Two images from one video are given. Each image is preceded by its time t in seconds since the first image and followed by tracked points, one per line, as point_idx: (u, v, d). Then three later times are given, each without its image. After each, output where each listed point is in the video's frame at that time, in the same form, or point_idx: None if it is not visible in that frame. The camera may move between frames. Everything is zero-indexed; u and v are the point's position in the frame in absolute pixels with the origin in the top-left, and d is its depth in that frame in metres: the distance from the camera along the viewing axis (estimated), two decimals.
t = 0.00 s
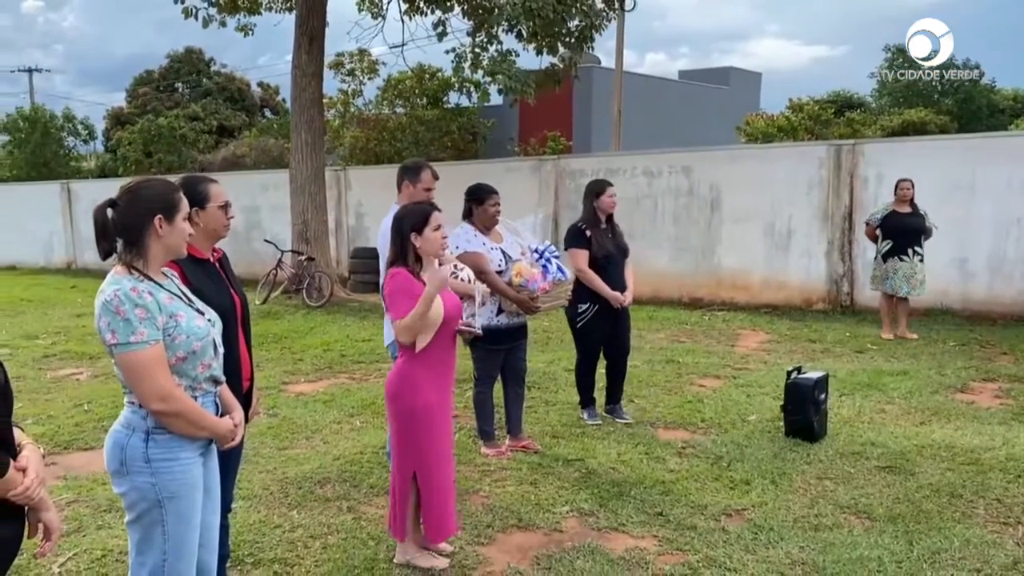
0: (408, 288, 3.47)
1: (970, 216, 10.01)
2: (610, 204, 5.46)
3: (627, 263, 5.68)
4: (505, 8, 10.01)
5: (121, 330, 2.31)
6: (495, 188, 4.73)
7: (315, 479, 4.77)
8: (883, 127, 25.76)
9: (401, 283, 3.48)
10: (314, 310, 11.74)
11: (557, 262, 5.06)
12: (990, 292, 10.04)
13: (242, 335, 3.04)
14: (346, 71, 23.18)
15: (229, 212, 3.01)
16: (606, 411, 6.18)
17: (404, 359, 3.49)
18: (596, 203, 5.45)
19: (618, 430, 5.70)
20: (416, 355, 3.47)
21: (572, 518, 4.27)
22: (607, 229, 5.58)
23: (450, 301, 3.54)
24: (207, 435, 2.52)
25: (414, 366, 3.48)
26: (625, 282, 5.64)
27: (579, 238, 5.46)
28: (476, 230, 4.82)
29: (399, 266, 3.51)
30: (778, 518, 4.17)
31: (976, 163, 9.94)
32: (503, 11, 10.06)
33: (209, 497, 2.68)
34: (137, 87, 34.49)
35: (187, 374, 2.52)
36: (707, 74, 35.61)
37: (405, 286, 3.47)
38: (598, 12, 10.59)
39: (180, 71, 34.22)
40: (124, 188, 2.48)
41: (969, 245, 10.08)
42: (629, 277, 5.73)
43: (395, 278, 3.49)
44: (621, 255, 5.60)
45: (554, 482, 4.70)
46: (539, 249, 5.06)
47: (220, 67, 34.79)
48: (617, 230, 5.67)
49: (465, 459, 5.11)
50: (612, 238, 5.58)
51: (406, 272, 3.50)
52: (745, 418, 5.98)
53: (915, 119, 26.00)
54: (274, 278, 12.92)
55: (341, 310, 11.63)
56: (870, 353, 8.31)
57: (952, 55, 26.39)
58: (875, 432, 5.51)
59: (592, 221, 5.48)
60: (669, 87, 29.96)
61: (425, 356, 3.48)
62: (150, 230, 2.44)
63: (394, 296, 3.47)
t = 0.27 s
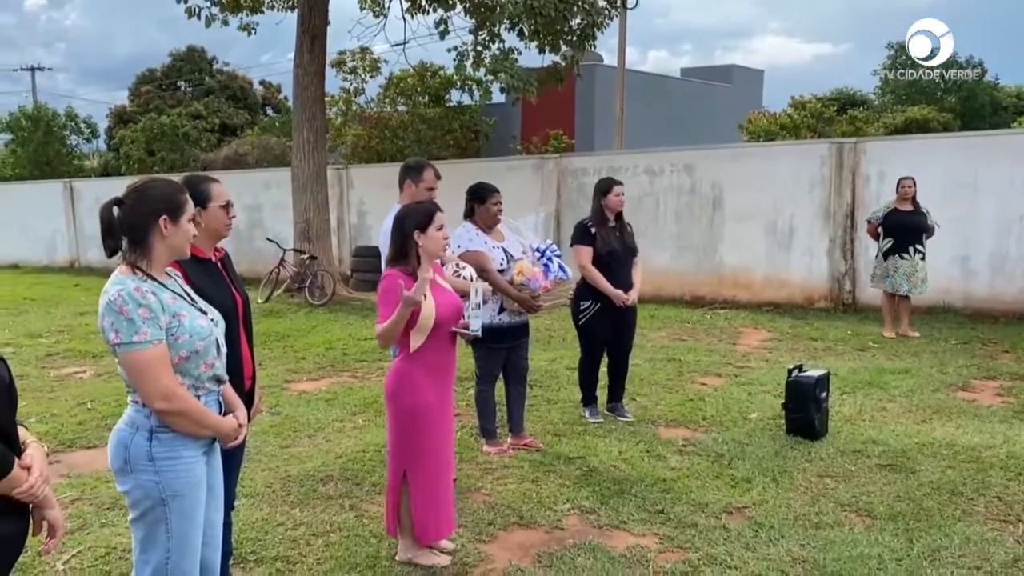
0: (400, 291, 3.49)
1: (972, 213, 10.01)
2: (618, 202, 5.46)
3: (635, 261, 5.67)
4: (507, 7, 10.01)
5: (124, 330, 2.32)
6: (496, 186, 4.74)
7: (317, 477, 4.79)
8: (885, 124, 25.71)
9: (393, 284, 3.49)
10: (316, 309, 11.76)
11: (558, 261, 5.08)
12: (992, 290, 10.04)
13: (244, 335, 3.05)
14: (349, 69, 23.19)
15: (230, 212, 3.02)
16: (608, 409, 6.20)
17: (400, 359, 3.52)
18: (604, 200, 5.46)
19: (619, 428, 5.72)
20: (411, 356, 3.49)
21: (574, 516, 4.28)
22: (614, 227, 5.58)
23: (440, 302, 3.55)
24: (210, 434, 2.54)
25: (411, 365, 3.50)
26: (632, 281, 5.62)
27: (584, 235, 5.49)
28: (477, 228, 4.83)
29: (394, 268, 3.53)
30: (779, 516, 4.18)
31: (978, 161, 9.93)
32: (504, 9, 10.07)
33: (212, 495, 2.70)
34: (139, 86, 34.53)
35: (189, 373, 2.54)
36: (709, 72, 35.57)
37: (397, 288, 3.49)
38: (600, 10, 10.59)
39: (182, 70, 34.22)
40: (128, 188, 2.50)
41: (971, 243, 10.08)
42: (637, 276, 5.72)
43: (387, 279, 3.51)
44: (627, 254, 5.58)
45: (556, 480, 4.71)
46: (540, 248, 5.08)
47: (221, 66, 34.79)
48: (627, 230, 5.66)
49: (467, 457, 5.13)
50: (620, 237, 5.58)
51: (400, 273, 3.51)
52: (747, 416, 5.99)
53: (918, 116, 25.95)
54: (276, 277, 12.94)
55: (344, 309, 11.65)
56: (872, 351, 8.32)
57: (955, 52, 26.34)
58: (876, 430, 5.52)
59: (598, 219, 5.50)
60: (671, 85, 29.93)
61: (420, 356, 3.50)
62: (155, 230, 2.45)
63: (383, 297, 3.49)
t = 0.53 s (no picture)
0: (397, 294, 3.46)
1: (972, 211, 10.01)
2: (628, 201, 5.44)
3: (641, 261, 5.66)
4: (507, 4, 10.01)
5: (127, 328, 2.33)
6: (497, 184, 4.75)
7: (318, 475, 4.80)
8: (886, 122, 25.68)
9: (394, 285, 3.47)
10: (317, 306, 11.77)
11: (558, 259, 5.10)
12: (992, 287, 10.05)
13: (245, 333, 3.06)
14: (349, 67, 23.18)
15: (232, 210, 3.03)
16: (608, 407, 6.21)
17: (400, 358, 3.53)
18: (614, 199, 5.46)
19: (620, 426, 5.73)
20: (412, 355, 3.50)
21: (574, 513, 4.29)
22: (622, 226, 5.57)
23: (439, 302, 3.58)
24: (210, 433, 2.55)
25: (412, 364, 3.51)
26: (636, 280, 5.61)
27: (590, 232, 5.51)
28: (478, 226, 4.84)
29: (394, 270, 3.49)
30: (779, 513, 4.19)
31: (978, 159, 9.94)
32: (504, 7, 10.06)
33: (213, 493, 2.71)
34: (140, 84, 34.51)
35: (190, 372, 2.55)
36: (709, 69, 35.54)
37: (399, 290, 3.47)
38: (600, 8, 10.59)
39: (183, 67, 34.19)
40: (131, 187, 2.50)
41: (971, 240, 10.09)
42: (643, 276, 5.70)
43: (386, 280, 3.48)
44: (633, 253, 5.57)
45: (556, 478, 4.72)
46: (540, 246, 5.09)
47: (221, 64, 34.78)
48: (636, 230, 5.65)
49: (468, 454, 5.14)
50: (628, 236, 5.57)
51: (401, 274, 3.49)
52: (747, 414, 6.00)
53: (919, 113, 25.92)
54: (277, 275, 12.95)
55: (344, 307, 11.66)
56: (872, 349, 8.32)
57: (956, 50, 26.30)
58: (876, 427, 5.53)
59: (606, 217, 5.51)
60: (671, 82, 29.91)
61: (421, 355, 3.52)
62: (157, 228, 2.46)
63: (382, 300, 3.47)
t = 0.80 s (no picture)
0: (399, 293, 3.46)
1: (970, 209, 10.02)
2: (631, 201, 5.42)
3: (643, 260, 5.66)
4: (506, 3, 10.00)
5: (124, 327, 2.33)
6: (496, 183, 4.74)
7: (317, 473, 4.80)
8: (885, 121, 25.67)
9: (395, 285, 3.46)
10: (315, 304, 11.77)
11: (557, 257, 5.10)
12: (990, 286, 10.05)
13: (244, 332, 3.06)
14: (348, 65, 23.16)
15: (231, 209, 3.03)
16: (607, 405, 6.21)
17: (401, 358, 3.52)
18: (618, 198, 5.44)
19: (619, 424, 5.73)
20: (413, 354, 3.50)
21: (573, 511, 4.30)
22: (625, 226, 5.55)
23: (441, 301, 3.61)
24: (209, 432, 2.55)
25: (413, 363, 3.51)
26: (636, 280, 5.62)
27: (592, 231, 5.51)
28: (477, 225, 4.84)
29: (396, 269, 3.48)
30: (778, 512, 4.19)
31: (976, 158, 9.94)
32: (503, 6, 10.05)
33: (211, 491, 2.71)
34: (138, 82, 34.46)
35: (188, 371, 2.55)
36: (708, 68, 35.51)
37: (400, 289, 3.46)
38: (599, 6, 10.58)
39: (181, 65, 34.14)
40: (129, 186, 2.50)
41: (970, 238, 10.09)
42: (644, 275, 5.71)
43: (388, 279, 3.46)
44: (635, 254, 5.58)
45: (555, 476, 4.72)
46: (539, 245, 5.09)
47: (220, 62, 34.73)
48: (638, 229, 5.64)
49: (467, 453, 5.14)
50: (630, 236, 5.56)
51: (402, 273, 3.48)
52: (745, 412, 6.01)
53: (918, 112, 25.92)
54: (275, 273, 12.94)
55: (343, 305, 11.66)
56: (870, 347, 8.33)
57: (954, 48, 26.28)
58: (875, 426, 5.54)
59: (608, 216, 5.49)
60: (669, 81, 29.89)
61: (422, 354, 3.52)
62: (155, 228, 2.46)
63: (384, 299, 3.44)
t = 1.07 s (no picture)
0: (401, 289, 3.46)
1: (968, 207, 10.03)
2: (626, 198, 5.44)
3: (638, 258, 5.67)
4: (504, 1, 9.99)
5: (120, 324, 2.33)
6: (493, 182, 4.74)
7: (315, 471, 4.80)
8: (883, 119, 25.68)
9: (396, 283, 3.47)
10: (314, 302, 11.76)
11: (555, 256, 5.10)
12: (988, 284, 10.06)
13: (242, 330, 3.06)
14: (346, 62, 23.13)
15: (229, 206, 3.02)
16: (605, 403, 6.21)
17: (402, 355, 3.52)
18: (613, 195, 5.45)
19: (617, 423, 5.74)
20: (414, 351, 3.50)
21: (570, 509, 4.30)
22: (621, 223, 5.56)
23: (443, 298, 3.62)
24: (206, 430, 2.55)
25: (413, 361, 3.50)
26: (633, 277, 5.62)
27: (589, 228, 5.51)
28: (476, 223, 4.83)
29: (395, 266, 3.49)
30: (775, 510, 4.19)
31: (974, 156, 9.95)
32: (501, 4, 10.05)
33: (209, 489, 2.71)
34: (136, 80, 34.39)
35: (185, 368, 2.54)
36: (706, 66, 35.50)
37: (401, 286, 3.47)
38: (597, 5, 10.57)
39: (179, 63, 34.07)
40: (125, 183, 2.50)
41: (967, 236, 10.10)
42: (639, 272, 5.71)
43: (389, 277, 3.47)
44: (631, 251, 5.59)
45: (552, 474, 4.73)
46: (537, 243, 5.09)
47: (218, 60, 34.67)
48: (633, 226, 5.65)
49: (465, 451, 5.14)
50: (625, 233, 5.57)
51: (402, 270, 3.49)
52: (743, 410, 6.01)
53: (916, 110, 25.92)
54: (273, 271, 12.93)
55: (341, 303, 11.65)
56: (868, 346, 8.34)
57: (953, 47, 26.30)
58: (873, 424, 5.55)
59: (605, 213, 5.50)
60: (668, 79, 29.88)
61: (423, 350, 3.51)
62: (150, 226, 2.45)
63: (386, 296, 3.45)
